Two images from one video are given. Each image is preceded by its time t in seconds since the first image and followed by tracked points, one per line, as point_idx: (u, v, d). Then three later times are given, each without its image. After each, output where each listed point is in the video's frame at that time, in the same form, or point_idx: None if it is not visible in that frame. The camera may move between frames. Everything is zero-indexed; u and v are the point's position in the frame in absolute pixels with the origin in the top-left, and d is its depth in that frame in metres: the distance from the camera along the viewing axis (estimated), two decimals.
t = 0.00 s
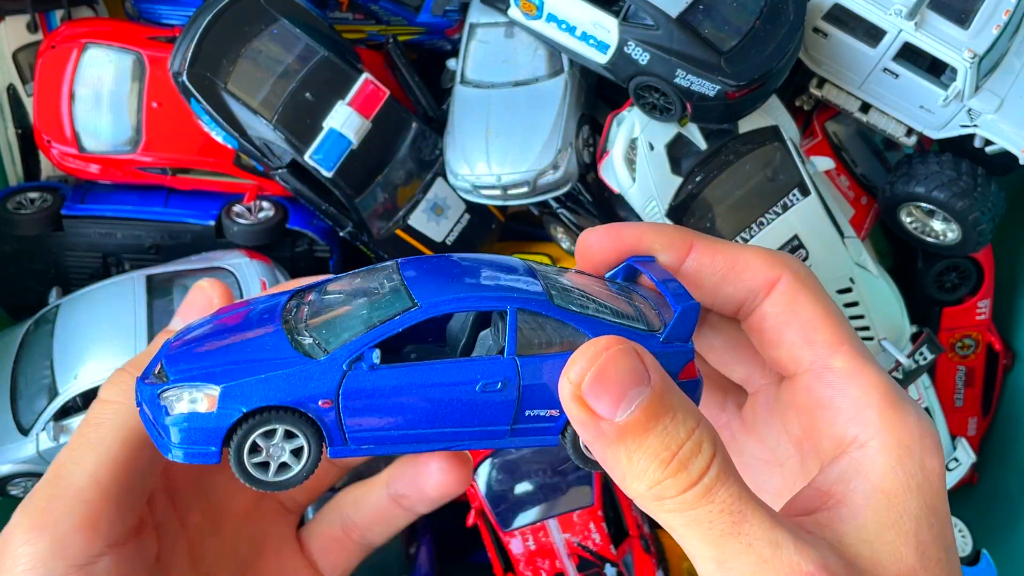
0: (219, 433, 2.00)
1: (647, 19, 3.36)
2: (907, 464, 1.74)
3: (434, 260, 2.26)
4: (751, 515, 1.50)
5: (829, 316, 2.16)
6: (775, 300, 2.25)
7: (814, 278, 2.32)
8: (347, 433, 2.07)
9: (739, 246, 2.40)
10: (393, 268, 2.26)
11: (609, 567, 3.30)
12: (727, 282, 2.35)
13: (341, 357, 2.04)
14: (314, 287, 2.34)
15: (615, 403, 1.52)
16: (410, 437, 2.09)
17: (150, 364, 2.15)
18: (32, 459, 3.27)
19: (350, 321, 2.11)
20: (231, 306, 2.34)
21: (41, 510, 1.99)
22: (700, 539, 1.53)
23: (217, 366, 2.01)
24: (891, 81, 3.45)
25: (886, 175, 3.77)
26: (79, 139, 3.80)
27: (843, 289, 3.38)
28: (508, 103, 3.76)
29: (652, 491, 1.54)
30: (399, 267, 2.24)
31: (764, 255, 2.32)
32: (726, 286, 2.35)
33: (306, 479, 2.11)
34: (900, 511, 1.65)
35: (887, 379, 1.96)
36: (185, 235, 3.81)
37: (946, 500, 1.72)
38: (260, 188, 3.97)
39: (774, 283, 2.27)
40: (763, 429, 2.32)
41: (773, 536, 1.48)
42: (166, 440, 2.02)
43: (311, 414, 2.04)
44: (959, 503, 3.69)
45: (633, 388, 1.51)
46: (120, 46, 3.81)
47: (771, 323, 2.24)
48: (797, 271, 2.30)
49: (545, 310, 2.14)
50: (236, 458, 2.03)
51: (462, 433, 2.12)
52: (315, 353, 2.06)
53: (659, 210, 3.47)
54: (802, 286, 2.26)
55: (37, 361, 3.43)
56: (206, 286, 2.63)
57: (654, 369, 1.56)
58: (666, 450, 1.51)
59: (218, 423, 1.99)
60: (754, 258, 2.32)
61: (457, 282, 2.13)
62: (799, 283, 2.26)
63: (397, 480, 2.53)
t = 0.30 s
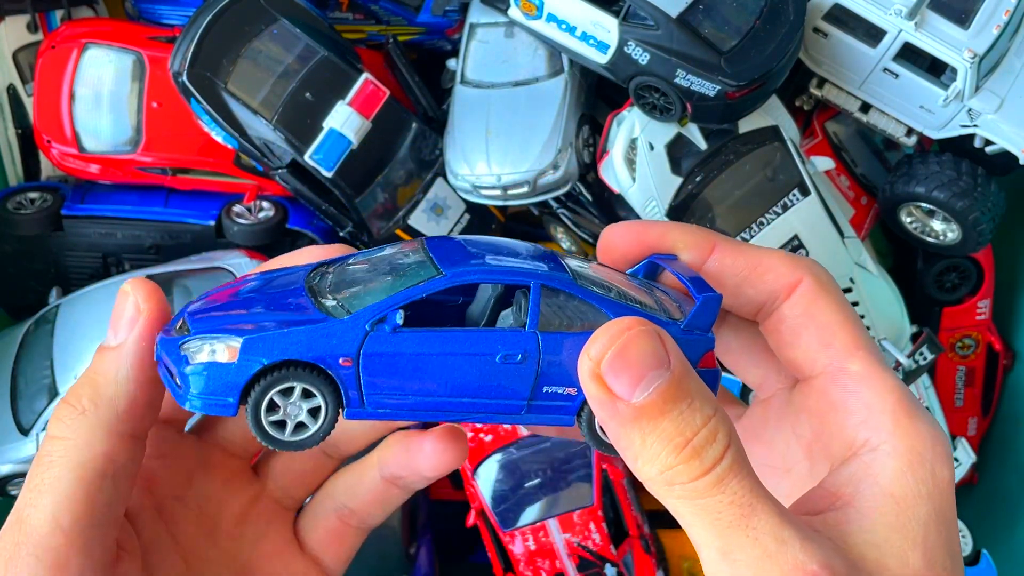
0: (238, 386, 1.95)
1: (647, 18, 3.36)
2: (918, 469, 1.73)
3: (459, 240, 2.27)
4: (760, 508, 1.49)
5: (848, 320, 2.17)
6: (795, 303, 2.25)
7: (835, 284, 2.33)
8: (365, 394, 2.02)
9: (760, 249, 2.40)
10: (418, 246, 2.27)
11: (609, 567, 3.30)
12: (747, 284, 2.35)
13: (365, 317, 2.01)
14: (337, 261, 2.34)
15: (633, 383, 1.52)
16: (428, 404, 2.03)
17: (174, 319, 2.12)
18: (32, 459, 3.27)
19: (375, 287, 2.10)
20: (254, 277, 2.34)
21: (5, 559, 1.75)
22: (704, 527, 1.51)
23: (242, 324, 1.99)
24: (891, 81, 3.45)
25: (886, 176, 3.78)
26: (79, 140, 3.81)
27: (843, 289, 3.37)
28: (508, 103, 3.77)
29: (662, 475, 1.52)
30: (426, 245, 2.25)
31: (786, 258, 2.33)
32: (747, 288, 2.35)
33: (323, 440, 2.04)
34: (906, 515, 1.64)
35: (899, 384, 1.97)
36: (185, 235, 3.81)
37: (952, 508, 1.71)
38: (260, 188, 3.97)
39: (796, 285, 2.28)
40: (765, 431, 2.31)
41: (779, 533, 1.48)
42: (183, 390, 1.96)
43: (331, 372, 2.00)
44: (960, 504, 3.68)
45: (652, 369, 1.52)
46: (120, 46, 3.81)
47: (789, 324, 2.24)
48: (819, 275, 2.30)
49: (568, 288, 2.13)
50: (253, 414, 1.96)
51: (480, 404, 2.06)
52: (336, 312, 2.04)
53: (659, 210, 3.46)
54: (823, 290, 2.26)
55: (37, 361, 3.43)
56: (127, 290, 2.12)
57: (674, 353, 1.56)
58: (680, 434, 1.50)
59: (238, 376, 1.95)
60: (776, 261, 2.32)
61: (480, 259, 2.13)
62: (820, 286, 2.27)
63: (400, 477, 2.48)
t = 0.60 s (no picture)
0: (235, 362, 2.00)
1: (647, 19, 3.36)
2: (917, 486, 1.73)
3: (471, 229, 2.25)
4: (748, 524, 1.50)
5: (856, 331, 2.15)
6: (804, 310, 2.24)
7: (846, 290, 2.31)
8: (359, 379, 2.04)
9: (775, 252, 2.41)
10: (429, 231, 2.25)
11: (609, 567, 3.30)
12: (757, 287, 2.35)
13: (361, 305, 2.02)
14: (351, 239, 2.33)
15: (624, 392, 1.52)
16: (421, 392, 2.06)
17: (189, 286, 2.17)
18: (32, 458, 3.27)
19: (376, 271, 2.10)
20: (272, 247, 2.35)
21: None
22: (692, 538, 1.53)
23: (245, 301, 2.01)
24: (891, 81, 3.45)
25: (886, 176, 3.77)
26: (79, 140, 3.81)
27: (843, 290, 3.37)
28: (508, 103, 3.76)
29: (652, 486, 1.54)
30: (436, 231, 2.22)
31: (797, 264, 2.32)
32: (756, 291, 2.36)
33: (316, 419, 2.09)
34: (905, 530, 1.65)
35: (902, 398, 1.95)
36: (185, 235, 3.81)
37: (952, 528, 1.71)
38: (260, 188, 3.97)
39: (806, 292, 2.26)
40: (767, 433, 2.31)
41: (766, 550, 1.48)
42: (183, 360, 2.00)
43: (325, 358, 2.03)
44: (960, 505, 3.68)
45: (643, 382, 1.51)
46: (120, 46, 3.81)
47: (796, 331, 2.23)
48: (830, 283, 2.29)
49: (567, 287, 2.11)
50: (247, 391, 2.02)
51: (473, 396, 2.08)
52: (335, 296, 2.05)
53: (659, 210, 3.46)
54: (834, 298, 2.25)
55: (37, 361, 3.43)
56: (125, 311, 1.95)
57: (669, 366, 1.56)
58: (671, 446, 1.51)
59: (235, 355, 1.99)
60: (787, 265, 2.32)
61: (484, 250, 2.13)
62: (831, 294, 2.26)
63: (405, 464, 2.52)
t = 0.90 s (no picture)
0: (205, 336, 2.03)
1: (647, 19, 3.36)
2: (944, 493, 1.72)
3: (455, 221, 2.27)
4: (818, 529, 1.45)
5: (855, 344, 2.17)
6: (802, 324, 2.25)
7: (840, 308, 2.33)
8: (325, 355, 2.05)
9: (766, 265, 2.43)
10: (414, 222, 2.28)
11: (609, 567, 3.30)
12: (754, 300, 2.36)
13: (328, 282, 2.05)
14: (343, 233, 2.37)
15: (695, 388, 1.49)
16: (385, 371, 2.04)
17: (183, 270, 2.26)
18: (32, 459, 3.27)
19: (352, 255, 2.13)
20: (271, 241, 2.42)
21: (22, 557, 1.71)
22: (758, 541, 1.46)
23: (225, 278, 2.07)
24: (891, 81, 3.45)
25: (885, 175, 3.77)
26: (79, 140, 3.81)
27: (843, 289, 3.38)
28: (508, 103, 3.76)
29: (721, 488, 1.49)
30: (418, 221, 2.24)
31: (791, 281, 2.34)
32: (752, 301, 2.36)
33: (290, 393, 2.10)
34: (940, 540, 1.61)
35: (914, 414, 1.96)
36: (185, 235, 3.80)
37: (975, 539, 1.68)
38: (260, 188, 3.97)
39: (802, 308, 2.28)
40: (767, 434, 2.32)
41: (837, 557, 1.43)
42: (162, 333, 2.03)
43: (292, 333, 2.05)
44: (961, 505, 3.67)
45: (714, 376, 1.49)
46: (120, 46, 3.81)
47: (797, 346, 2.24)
48: (825, 300, 2.30)
49: (536, 274, 2.10)
50: (218, 369, 2.05)
51: (437, 376, 2.06)
52: (307, 276, 2.09)
53: (659, 210, 3.46)
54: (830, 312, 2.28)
55: (37, 360, 3.43)
56: (109, 293, 1.99)
57: (735, 364, 1.55)
58: (741, 443, 1.48)
59: (205, 328, 2.02)
60: (781, 277, 2.35)
61: (472, 241, 2.13)
62: (826, 310, 2.27)
63: (400, 459, 2.50)
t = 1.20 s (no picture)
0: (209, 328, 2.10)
1: (647, 19, 3.35)
2: (962, 504, 1.69)
3: (468, 225, 2.26)
4: (824, 545, 1.45)
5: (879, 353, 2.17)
6: (826, 332, 2.25)
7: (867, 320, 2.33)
8: (322, 352, 2.08)
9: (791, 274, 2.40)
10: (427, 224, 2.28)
11: (609, 567, 3.30)
12: (780, 308, 2.34)
13: (326, 281, 2.08)
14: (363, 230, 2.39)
15: (693, 411, 1.47)
16: (380, 372, 2.07)
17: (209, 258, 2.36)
18: (32, 459, 3.27)
19: (355, 256, 2.15)
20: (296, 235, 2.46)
21: (46, 544, 1.69)
22: (764, 561, 1.47)
23: (234, 271, 2.15)
24: (891, 81, 3.45)
25: (886, 175, 3.77)
26: (79, 140, 3.81)
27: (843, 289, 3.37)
28: (508, 103, 3.76)
29: (722, 508, 1.49)
30: (428, 224, 2.24)
31: (819, 291, 2.32)
32: (777, 312, 2.34)
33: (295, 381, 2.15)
34: (956, 551, 1.59)
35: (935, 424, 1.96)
36: (185, 235, 3.80)
37: (992, 549, 1.66)
38: (260, 188, 3.97)
39: (829, 315, 2.27)
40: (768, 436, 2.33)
41: (843, 567, 1.44)
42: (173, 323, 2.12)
43: (290, 329, 2.09)
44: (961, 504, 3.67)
45: (711, 399, 1.47)
46: (120, 46, 3.81)
47: (822, 354, 2.24)
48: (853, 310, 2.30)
49: (535, 283, 2.08)
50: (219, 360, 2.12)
51: (428, 381, 2.07)
52: (311, 274, 2.13)
53: (659, 210, 3.46)
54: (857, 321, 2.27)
55: (37, 361, 3.43)
56: (125, 280, 2.07)
57: (733, 383, 1.52)
58: (741, 465, 1.46)
59: (209, 319, 2.09)
60: (808, 286, 2.33)
61: (474, 246, 2.13)
62: (854, 319, 2.26)
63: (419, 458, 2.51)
